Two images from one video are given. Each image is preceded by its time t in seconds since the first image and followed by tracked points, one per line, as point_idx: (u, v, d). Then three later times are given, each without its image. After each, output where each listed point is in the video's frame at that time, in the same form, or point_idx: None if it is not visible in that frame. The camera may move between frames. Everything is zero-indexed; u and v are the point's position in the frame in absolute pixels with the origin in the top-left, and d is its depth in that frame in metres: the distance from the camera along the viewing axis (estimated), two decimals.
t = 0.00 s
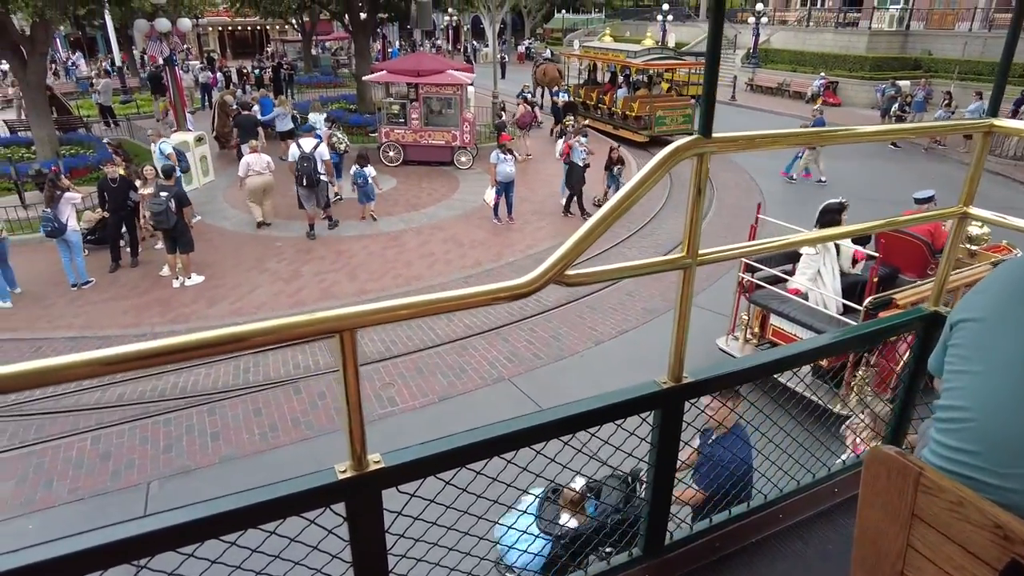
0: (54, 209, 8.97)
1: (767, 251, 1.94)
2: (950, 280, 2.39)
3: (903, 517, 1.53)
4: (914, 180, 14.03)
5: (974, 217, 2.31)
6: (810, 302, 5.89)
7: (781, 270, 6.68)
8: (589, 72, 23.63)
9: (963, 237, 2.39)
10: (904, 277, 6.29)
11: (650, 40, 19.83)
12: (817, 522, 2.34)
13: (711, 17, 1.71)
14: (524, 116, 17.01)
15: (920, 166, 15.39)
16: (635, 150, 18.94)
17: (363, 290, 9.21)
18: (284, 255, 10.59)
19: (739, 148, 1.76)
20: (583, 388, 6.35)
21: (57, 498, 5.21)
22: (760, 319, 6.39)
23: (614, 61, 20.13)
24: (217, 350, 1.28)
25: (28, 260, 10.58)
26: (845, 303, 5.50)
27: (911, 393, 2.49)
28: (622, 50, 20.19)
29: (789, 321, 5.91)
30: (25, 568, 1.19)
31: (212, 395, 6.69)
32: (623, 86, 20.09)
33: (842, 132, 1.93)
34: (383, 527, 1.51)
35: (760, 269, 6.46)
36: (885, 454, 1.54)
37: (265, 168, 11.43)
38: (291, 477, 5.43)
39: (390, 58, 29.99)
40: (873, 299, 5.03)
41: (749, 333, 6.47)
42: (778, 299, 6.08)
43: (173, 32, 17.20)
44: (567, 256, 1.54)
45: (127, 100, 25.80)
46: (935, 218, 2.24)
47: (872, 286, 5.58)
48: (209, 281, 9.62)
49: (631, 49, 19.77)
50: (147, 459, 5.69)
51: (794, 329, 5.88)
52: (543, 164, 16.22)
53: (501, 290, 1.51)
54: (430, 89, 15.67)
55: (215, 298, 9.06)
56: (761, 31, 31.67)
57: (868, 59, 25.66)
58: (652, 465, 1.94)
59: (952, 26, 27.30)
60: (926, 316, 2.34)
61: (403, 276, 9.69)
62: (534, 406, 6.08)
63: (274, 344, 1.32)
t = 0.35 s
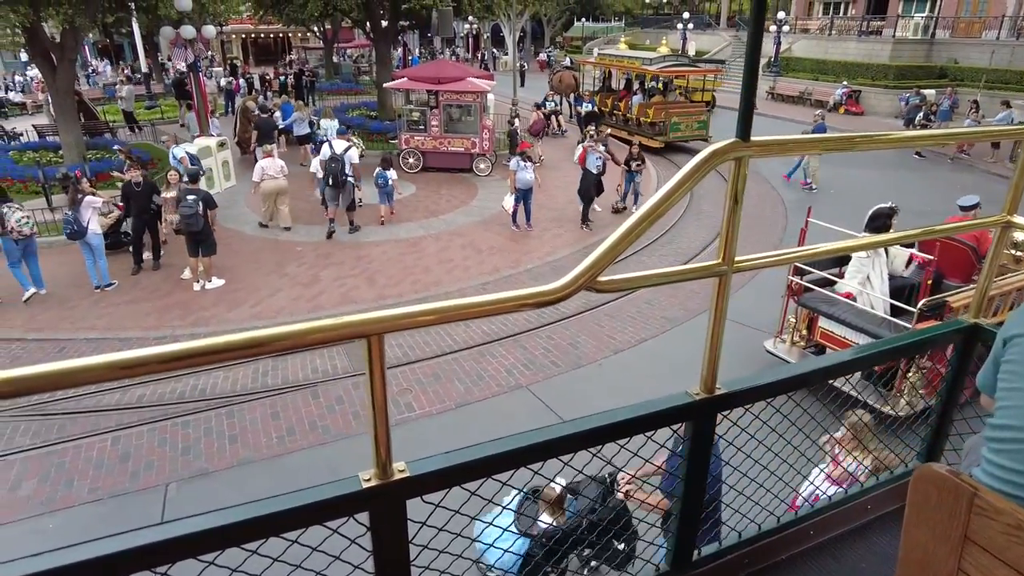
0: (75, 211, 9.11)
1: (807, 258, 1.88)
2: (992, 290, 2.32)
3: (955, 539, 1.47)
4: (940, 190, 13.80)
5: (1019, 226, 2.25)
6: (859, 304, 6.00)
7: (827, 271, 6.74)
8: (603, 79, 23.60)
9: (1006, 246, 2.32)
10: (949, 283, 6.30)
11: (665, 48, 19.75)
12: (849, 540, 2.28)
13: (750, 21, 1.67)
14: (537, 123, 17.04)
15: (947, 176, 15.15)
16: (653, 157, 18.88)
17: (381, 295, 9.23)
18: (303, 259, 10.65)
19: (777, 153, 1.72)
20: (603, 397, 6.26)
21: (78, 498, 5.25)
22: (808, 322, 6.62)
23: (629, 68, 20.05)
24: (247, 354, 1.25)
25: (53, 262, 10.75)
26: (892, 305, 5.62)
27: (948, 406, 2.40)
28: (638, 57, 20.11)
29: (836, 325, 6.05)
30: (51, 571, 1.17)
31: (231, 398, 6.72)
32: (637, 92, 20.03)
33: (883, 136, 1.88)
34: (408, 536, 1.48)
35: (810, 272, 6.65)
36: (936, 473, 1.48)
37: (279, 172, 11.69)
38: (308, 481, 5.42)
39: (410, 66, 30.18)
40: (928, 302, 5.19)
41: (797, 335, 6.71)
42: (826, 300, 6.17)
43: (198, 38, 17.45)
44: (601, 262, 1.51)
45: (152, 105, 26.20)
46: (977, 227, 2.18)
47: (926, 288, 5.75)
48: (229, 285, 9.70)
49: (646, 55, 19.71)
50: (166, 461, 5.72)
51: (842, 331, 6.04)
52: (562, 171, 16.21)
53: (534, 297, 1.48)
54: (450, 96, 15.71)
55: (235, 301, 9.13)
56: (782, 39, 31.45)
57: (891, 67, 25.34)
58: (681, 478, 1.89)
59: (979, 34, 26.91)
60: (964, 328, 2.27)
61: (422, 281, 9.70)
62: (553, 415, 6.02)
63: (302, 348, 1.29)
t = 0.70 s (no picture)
0: (91, 213, 9.23)
1: (842, 266, 1.82)
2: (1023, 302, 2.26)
3: (993, 564, 1.36)
4: (962, 197, 13.59)
5: None
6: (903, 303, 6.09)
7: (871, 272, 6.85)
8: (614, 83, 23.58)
9: None
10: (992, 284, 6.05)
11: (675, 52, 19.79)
12: (872, 556, 2.22)
13: (776, 24, 1.63)
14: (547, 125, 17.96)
15: (968, 183, 14.92)
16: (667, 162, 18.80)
17: (395, 299, 9.25)
18: (318, 262, 10.70)
19: (808, 158, 1.69)
20: (620, 405, 6.19)
21: (93, 498, 5.28)
22: (851, 321, 6.62)
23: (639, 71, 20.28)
24: (265, 361, 1.24)
25: (73, 263, 10.88)
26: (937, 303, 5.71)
27: (977, 419, 2.33)
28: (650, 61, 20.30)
29: (883, 324, 6.08)
30: None
31: (245, 401, 6.73)
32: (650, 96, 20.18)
33: (915, 141, 1.84)
34: (421, 548, 1.46)
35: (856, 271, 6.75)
36: (972, 493, 1.39)
37: (285, 173, 11.83)
38: (319, 485, 5.41)
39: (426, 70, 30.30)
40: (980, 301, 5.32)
41: (841, 334, 6.71)
42: (872, 300, 6.28)
43: (217, 43, 17.62)
44: (621, 268, 1.48)
45: (171, 109, 26.52)
46: (1012, 235, 2.12)
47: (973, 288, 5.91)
48: (245, 287, 9.76)
49: (659, 60, 19.86)
50: (180, 462, 5.75)
51: (889, 331, 6.07)
52: (576, 176, 16.17)
53: (553, 304, 1.45)
54: (465, 100, 15.76)
55: (251, 304, 9.18)
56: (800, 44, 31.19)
57: (911, 72, 25.03)
58: (701, 492, 1.85)
59: (1002, 39, 26.54)
60: (994, 339, 2.20)
61: (436, 285, 9.70)
62: (566, 421, 5.97)
63: (317, 355, 1.27)
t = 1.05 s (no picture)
0: (109, 216, 9.33)
1: (885, 276, 1.77)
2: None
3: None
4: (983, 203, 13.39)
5: None
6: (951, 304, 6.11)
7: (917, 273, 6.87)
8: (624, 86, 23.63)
9: None
10: None
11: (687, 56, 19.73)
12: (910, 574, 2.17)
13: (825, 25, 1.59)
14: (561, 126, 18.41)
15: (990, 189, 14.71)
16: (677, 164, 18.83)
17: (410, 302, 9.25)
18: (333, 265, 10.73)
19: (853, 167, 1.65)
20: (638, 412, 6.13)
21: (110, 499, 5.29)
22: (896, 321, 6.64)
23: (650, 74, 20.29)
24: (296, 372, 1.20)
25: (91, 264, 10.98)
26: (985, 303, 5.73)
27: (1018, 434, 2.26)
28: (660, 63, 20.41)
29: (932, 324, 6.10)
30: None
31: (260, 404, 6.73)
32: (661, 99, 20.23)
33: (962, 150, 1.80)
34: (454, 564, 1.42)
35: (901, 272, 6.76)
36: None
37: (296, 176, 11.87)
38: (333, 488, 5.39)
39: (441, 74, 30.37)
40: None
41: (886, 334, 6.72)
42: (918, 300, 6.31)
43: (234, 46, 17.74)
44: (664, 276, 1.44)
45: (187, 112, 26.77)
46: None
47: None
48: (260, 289, 9.80)
49: (670, 64, 19.87)
50: (195, 464, 5.76)
51: (936, 331, 6.09)
52: (591, 180, 16.13)
53: (591, 314, 1.41)
54: (480, 105, 15.75)
55: (266, 306, 9.21)
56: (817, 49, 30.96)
57: (930, 76, 24.76)
58: (738, 507, 1.80)
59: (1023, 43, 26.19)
60: None
61: (451, 289, 9.69)
62: (582, 428, 5.92)
63: (348, 367, 1.23)
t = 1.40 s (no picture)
0: (125, 217, 9.43)
1: (925, 292, 1.73)
2: None
3: None
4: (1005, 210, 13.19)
5: None
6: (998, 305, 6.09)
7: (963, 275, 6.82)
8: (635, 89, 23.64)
9: None
10: None
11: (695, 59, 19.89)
12: None
13: (873, 35, 1.55)
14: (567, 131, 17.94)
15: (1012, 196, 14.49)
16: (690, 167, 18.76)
17: (423, 306, 9.24)
18: (347, 269, 10.75)
19: (896, 180, 1.61)
20: (653, 419, 6.06)
21: (123, 501, 5.30)
22: (941, 322, 6.60)
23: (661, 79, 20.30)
24: (322, 393, 1.18)
25: (107, 265, 11.07)
26: None
27: None
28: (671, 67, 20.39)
29: (978, 324, 6.07)
30: None
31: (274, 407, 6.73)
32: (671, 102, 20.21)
33: (1007, 163, 1.75)
34: None
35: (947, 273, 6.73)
36: None
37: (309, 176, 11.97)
38: (346, 494, 5.37)
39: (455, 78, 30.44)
40: None
41: (931, 335, 6.66)
42: (963, 301, 6.31)
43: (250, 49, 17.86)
44: (704, 295, 1.41)
45: (204, 114, 26.99)
46: None
47: None
48: (274, 292, 9.83)
49: (680, 67, 19.87)
50: (208, 467, 5.75)
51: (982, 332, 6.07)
52: (605, 185, 16.07)
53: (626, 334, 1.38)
54: (495, 109, 15.72)
55: (280, 309, 9.23)
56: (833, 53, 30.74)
57: (949, 81, 24.49)
58: (769, 530, 1.76)
59: None
60: None
61: (464, 293, 9.67)
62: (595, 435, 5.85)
63: (375, 389, 1.20)
